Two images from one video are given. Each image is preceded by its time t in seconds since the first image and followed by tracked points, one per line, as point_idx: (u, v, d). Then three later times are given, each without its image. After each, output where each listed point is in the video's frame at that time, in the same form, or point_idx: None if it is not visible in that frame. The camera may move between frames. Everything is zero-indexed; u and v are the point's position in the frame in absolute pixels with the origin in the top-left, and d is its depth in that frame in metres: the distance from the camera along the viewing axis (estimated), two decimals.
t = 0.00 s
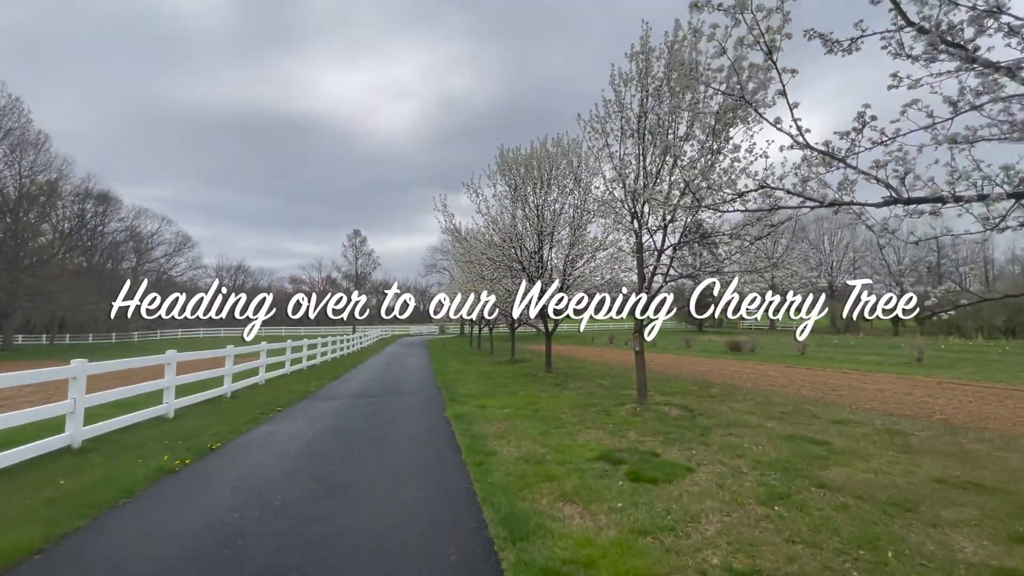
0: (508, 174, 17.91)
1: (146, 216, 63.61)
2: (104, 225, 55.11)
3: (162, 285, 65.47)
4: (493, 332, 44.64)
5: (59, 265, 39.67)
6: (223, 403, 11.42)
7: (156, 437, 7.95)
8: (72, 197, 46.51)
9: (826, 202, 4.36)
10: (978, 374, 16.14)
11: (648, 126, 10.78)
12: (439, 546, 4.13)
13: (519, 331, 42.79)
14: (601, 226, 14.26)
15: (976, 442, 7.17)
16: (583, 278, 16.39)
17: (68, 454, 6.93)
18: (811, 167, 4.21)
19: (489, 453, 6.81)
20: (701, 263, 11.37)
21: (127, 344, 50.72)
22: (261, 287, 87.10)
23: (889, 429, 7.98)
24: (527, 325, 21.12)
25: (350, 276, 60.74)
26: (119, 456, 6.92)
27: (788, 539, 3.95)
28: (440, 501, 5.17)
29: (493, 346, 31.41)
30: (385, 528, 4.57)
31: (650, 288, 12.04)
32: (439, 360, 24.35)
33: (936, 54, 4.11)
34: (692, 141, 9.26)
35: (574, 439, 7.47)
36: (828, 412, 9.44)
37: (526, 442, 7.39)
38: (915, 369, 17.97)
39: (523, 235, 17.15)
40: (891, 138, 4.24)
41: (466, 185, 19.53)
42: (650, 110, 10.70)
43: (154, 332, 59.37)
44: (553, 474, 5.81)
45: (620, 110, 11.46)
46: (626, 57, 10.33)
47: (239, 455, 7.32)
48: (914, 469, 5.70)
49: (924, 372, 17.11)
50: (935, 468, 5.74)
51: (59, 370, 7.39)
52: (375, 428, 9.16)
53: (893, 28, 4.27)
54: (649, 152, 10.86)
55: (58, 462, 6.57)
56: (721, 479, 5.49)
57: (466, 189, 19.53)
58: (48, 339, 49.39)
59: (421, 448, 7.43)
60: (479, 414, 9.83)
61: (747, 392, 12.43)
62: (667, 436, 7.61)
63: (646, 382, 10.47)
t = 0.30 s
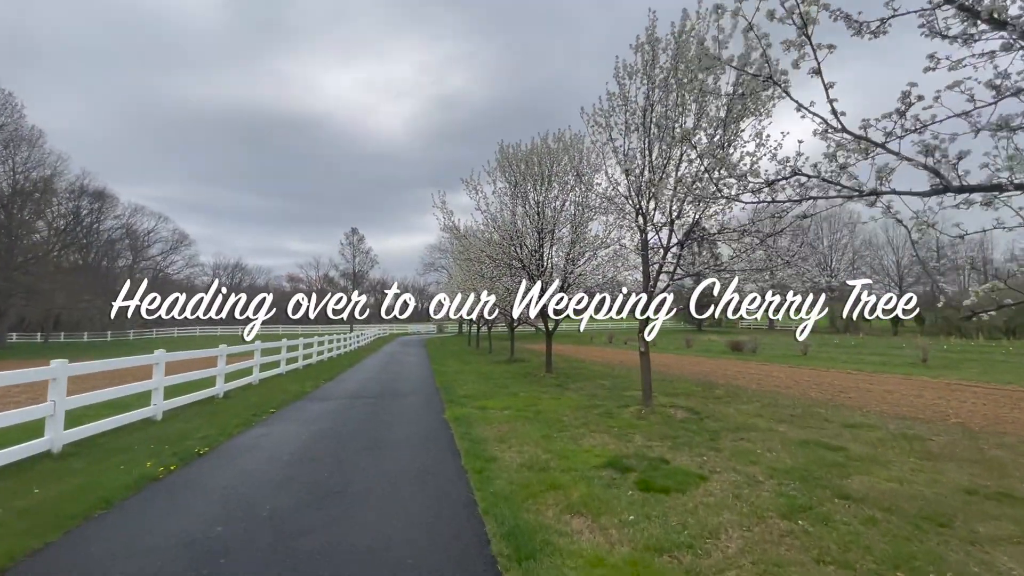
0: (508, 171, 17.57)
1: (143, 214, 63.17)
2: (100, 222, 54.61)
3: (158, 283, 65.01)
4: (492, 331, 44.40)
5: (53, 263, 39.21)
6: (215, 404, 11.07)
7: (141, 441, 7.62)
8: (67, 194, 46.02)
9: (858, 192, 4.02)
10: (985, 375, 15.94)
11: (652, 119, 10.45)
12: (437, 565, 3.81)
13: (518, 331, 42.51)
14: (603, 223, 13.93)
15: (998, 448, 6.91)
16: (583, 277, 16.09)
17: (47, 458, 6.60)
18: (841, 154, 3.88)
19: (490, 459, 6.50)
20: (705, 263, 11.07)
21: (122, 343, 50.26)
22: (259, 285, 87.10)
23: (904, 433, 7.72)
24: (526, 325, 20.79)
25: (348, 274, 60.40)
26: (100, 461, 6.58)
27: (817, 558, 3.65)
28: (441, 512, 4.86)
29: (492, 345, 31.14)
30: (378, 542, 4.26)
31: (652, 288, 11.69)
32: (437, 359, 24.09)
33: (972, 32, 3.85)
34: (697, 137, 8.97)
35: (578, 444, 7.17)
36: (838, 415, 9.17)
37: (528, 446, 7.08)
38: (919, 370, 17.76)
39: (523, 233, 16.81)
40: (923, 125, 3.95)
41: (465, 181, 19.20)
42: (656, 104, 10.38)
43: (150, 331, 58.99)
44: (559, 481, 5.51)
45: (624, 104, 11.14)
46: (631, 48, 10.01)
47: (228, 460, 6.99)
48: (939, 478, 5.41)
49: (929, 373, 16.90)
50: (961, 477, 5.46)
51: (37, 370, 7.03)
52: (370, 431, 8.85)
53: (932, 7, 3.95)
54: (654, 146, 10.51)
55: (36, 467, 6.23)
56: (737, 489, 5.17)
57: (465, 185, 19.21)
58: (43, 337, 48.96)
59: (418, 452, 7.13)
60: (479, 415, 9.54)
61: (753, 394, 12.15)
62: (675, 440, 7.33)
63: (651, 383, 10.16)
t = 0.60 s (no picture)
0: (507, 165, 17.20)
1: (139, 211, 62.60)
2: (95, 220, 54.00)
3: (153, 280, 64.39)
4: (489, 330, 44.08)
5: (46, 260, 38.68)
6: (203, 404, 10.71)
7: (122, 443, 7.26)
8: (61, 190, 45.44)
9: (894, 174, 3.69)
10: (989, 375, 15.74)
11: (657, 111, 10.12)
12: None
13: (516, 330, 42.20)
14: (604, 218, 13.60)
15: (1017, 450, 6.63)
16: (583, 275, 15.76)
17: (18, 461, 6.23)
18: (876, 133, 3.57)
19: (488, 463, 6.17)
20: (708, 259, 10.81)
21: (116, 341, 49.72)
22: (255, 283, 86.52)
23: (918, 435, 7.44)
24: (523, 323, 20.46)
25: (345, 272, 59.98)
26: (75, 464, 6.22)
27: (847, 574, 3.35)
28: (435, 521, 4.54)
29: (490, 344, 30.78)
30: (367, 555, 3.94)
31: (654, 285, 11.26)
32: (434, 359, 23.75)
33: (1015, 5, 3.57)
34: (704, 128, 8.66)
35: (580, 447, 6.85)
36: (847, 416, 8.89)
37: (528, 449, 6.76)
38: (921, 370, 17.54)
39: (521, 230, 16.46)
40: (956, 104, 3.71)
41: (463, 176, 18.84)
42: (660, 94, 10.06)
43: (144, 328, 58.43)
44: (562, 487, 5.20)
45: (627, 95, 10.81)
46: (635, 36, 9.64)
47: (212, 463, 6.63)
48: (962, 483, 5.13)
49: (932, 373, 16.69)
50: (986, 482, 5.17)
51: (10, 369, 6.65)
52: (363, 432, 8.51)
53: None
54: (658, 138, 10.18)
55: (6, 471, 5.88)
56: (752, 496, 4.85)
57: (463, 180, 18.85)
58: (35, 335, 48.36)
59: (412, 455, 6.80)
60: (476, 416, 9.21)
61: (757, 393, 11.85)
62: (681, 442, 7.02)
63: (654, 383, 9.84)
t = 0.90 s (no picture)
0: (505, 161, 16.83)
1: (135, 209, 61.92)
2: (90, 217, 53.32)
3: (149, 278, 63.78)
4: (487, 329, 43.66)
5: (39, 258, 38.09)
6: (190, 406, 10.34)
7: (99, 449, 6.91)
8: (55, 187, 44.79)
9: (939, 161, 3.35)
10: (994, 378, 15.46)
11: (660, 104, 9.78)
12: None
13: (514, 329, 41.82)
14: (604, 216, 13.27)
15: None
16: (582, 274, 15.42)
17: None
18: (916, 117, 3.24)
19: (484, 472, 5.81)
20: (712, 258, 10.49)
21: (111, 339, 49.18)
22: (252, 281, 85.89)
23: (932, 441, 7.13)
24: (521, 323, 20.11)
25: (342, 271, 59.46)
26: (47, 473, 5.87)
27: None
28: (427, 538, 4.21)
29: (488, 343, 30.40)
30: None
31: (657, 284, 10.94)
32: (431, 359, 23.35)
33: None
34: (710, 121, 8.33)
35: (582, 454, 6.51)
36: (857, 421, 8.58)
37: (527, 456, 6.42)
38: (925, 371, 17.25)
39: (520, 228, 16.10)
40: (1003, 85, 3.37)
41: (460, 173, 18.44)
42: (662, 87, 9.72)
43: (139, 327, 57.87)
44: (563, 500, 4.86)
45: (629, 88, 10.47)
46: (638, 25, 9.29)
47: (193, 471, 6.29)
48: (990, 497, 4.81)
49: (937, 374, 16.39)
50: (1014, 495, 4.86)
51: None
52: (354, 437, 8.15)
53: None
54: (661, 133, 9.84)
55: None
56: (767, 511, 4.53)
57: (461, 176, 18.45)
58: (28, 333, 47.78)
59: (404, 463, 6.46)
60: (472, 420, 8.87)
61: (761, 395, 11.55)
62: (687, 449, 6.70)
63: (657, 386, 9.51)
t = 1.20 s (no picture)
0: (505, 157, 16.49)
1: (131, 206, 61.37)
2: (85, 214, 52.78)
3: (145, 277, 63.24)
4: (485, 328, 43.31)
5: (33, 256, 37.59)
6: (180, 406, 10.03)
7: (83, 451, 6.63)
8: (49, 184, 44.26)
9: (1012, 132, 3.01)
10: (1001, 378, 15.20)
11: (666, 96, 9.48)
12: None
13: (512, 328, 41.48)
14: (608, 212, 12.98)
15: None
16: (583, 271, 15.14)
17: None
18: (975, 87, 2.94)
19: (484, 477, 5.52)
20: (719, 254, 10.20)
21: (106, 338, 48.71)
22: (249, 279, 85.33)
23: (948, 443, 6.89)
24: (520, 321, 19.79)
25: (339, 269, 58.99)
26: (25, 476, 5.58)
27: None
28: (423, 548, 3.95)
29: (487, 342, 30.05)
30: None
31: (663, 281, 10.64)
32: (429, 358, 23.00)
33: None
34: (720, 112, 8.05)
35: (586, 457, 6.23)
36: (868, 421, 8.33)
37: (529, 459, 6.14)
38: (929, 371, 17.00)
39: (520, 224, 15.78)
40: None
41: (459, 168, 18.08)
42: (669, 77, 9.42)
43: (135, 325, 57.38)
44: (569, 507, 4.58)
45: (633, 80, 10.16)
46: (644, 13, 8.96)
47: (180, 474, 6.01)
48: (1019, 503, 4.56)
49: (942, 374, 16.13)
50: None
51: None
52: (349, 438, 7.87)
53: None
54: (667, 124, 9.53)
55: None
56: (787, 519, 4.24)
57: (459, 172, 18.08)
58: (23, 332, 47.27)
59: (401, 466, 6.19)
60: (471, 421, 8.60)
61: (767, 395, 11.30)
62: (695, 451, 6.43)
63: (661, 385, 9.23)
